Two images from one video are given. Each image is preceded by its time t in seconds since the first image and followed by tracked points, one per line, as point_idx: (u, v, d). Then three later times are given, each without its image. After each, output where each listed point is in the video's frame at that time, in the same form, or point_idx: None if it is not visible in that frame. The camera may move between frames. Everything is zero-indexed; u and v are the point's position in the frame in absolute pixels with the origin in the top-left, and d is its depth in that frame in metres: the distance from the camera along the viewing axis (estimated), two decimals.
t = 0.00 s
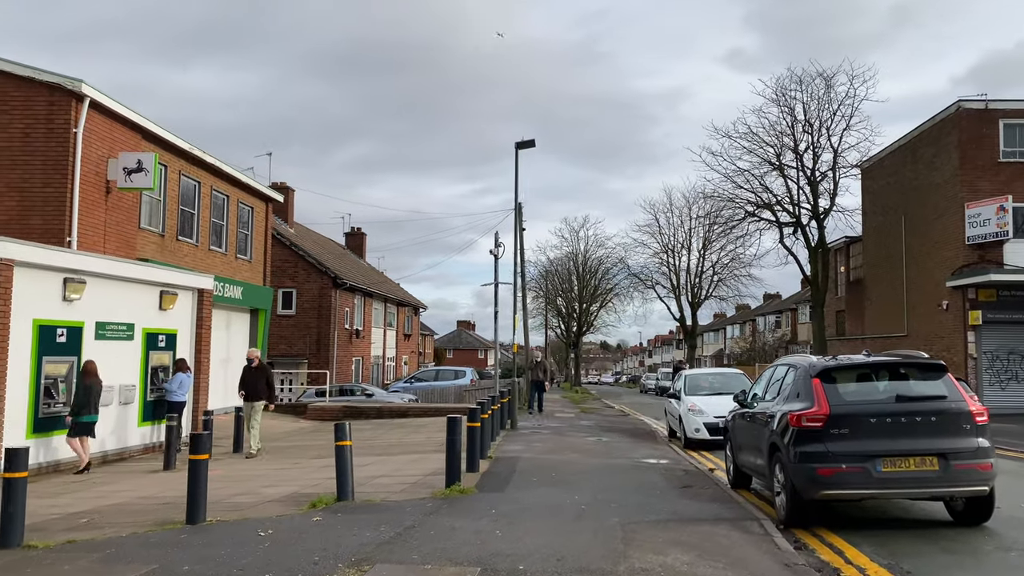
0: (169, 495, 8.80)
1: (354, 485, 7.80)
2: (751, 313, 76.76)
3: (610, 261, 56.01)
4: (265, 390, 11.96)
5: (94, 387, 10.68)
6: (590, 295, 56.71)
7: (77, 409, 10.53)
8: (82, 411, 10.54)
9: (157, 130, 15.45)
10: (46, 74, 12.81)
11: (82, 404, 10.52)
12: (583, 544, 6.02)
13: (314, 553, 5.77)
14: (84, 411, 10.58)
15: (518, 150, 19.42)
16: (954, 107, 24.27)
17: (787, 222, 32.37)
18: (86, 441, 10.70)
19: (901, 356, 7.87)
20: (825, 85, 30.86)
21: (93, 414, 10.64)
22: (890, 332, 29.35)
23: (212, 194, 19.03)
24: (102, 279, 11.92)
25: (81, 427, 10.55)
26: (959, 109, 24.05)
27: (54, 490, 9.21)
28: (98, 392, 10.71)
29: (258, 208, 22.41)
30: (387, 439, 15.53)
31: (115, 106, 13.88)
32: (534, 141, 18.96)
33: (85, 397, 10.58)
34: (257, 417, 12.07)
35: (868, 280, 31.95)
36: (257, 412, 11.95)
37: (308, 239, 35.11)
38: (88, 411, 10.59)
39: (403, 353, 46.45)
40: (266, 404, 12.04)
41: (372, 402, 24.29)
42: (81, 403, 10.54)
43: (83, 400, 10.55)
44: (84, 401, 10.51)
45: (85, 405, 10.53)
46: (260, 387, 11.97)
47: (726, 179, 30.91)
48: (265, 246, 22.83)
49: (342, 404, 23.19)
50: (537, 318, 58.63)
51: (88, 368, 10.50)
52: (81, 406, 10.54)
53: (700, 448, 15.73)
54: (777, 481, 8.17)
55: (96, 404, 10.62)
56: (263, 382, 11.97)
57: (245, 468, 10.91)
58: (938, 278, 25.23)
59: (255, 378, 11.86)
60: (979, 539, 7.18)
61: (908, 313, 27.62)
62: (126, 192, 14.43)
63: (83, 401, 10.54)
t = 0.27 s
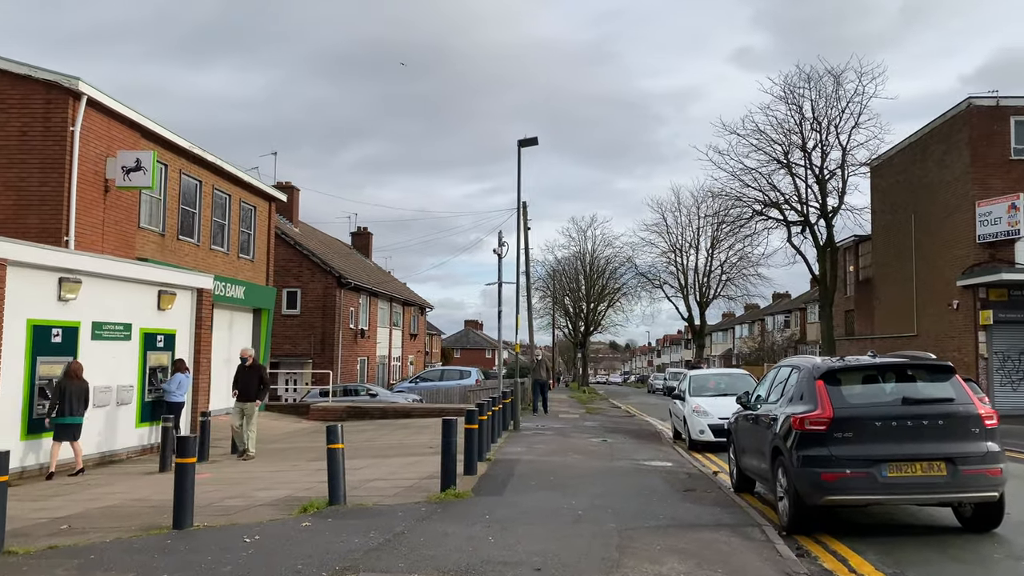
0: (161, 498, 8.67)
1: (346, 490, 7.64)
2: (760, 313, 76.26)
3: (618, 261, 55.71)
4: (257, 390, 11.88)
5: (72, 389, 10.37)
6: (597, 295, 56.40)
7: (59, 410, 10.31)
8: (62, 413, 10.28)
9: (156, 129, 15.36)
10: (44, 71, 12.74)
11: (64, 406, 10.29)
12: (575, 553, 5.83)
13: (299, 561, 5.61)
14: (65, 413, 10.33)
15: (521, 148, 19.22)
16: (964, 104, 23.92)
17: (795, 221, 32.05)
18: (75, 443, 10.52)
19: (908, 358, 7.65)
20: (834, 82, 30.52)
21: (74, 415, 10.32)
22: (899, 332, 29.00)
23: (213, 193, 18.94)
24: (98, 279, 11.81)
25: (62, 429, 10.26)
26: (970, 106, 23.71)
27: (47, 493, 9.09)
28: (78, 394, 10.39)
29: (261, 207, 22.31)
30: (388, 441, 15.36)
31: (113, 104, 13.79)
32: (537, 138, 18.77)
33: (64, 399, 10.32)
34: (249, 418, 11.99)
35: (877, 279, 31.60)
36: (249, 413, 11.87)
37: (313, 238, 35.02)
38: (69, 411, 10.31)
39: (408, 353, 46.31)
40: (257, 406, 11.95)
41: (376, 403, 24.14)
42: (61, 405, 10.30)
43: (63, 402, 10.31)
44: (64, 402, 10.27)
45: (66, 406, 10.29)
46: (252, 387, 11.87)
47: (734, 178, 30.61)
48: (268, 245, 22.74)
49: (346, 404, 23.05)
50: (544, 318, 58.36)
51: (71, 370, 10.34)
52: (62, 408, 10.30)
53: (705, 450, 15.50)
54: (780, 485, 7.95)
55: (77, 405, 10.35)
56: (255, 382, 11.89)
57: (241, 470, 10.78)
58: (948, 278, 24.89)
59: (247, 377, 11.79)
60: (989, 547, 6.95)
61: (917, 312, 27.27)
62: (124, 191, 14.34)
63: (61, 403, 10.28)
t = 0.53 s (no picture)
0: (152, 502, 8.54)
1: (338, 495, 7.49)
2: (768, 313, 75.88)
3: (625, 260, 55.43)
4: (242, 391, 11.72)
5: (54, 391, 10.14)
6: (604, 295, 56.12)
7: (42, 412, 10.13)
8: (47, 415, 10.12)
9: (155, 128, 15.26)
10: (40, 70, 12.67)
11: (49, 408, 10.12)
12: (567, 564, 5.64)
13: (281, 570, 5.45)
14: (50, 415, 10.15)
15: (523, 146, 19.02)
16: (973, 101, 23.61)
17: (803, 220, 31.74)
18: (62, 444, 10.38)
19: (916, 361, 7.42)
20: (841, 80, 30.20)
21: (58, 418, 10.16)
22: (908, 332, 28.70)
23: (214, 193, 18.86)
24: (93, 279, 11.70)
25: (47, 431, 10.13)
26: (979, 104, 23.40)
27: (38, 497, 8.99)
28: (61, 396, 10.18)
29: (263, 207, 22.19)
30: (388, 443, 15.19)
31: (111, 103, 13.70)
32: (540, 135, 18.55)
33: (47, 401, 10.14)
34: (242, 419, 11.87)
35: (885, 279, 31.28)
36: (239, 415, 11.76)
37: (317, 237, 34.92)
38: (53, 413, 10.14)
39: (414, 353, 46.17)
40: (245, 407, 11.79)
41: (379, 403, 24.03)
42: (43, 406, 10.13)
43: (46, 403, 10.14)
44: (48, 403, 10.12)
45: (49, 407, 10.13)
46: (238, 387, 11.71)
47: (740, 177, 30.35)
48: (271, 245, 22.63)
49: (348, 405, 22.94)
50: (551, 318, 58.11)
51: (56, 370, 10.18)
52: (45, 410, 10.14)
53: (710, 453, 15.28)
54: (783, 491, 7.74)
55: (62, 406, 10.19)
56: (241, 383, 11.71)
57: (237, 474, 10.64)
58: (957, 277, 24.57)
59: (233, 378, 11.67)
60: (999, 556, 6.72)
61: (926, 312, 26.95)
62: (123, 190, 14.23)
63: (45, 405, 10.12)
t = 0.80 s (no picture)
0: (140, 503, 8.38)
1: (327, 496, 7.31)
2: (774, 313, 75.53)
3: (629, 259, 55.17)
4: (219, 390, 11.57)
5: (40, 389, 9.99)
6: (608, 294, 55.89)
7: (29, 411, 10.00)
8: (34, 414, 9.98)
9: (151, 124, 15.10)
10: (33, 65, 12.53)
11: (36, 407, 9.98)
12: (557, 568, 5.45)
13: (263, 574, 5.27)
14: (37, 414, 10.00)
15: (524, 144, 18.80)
16: (981, 97, 23.35)
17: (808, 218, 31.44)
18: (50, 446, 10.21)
19: (922, 359, 7.19)
20: (847, 76, 29.89)
21: (45, 417, 9.99)
22: (914, 331, 28.41)
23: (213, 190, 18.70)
24: (86, 277, 11.54)
25: (35, 430, 9.98)
26: (987, 100, 23.15)
27: (25, 497, 8.83)
28: (48, 395, 10.04)
29: (263, 205, 22.05)
30: (386, 443, 15.02)
31: (105, 98, 13.54)
32: (541, 132, 18.32)
33: (34, 400, 10.00)
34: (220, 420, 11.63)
35: (892, 278, 30.96)
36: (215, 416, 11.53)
37: (319, 236, 34.77)
38: (41, 412, 10.00)
39: (417, 353, 46.00)
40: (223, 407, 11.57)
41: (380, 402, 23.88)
42: (31, 406, 10.00)
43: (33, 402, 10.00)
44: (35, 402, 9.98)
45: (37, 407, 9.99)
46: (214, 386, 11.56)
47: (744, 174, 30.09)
48: (271, 243, 22.48)
49: (349, 404, 22.78)
50: (556, 318, 57.90)
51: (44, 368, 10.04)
52: (32, 409, 10.00)
53: (712, 453, 15.06)
54: (785, 493, 7.51)
55: (50, 405, 10.04)
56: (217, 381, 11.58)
57: (230, 474, 10.48)
58: (964, 276, 24.29)
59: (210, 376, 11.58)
60: (1007, 560, 6.49)
61: (933, 311, 26.65)
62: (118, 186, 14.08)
63: (32, 405, 9.99)
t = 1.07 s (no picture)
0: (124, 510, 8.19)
1: (313, 504, 7.11)
2: (778, 313, 75.24)
3: (632, 259, 54.91)
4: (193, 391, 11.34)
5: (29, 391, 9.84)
6: (611, 294, 55.67)
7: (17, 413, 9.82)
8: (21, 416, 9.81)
9: (146, 122, 14.94)
10: (22, 62, 12.36)
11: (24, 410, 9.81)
12: None
13: None
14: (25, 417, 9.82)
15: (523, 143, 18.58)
16: (986, 96, 23.15)
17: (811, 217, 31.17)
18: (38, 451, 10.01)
19: (926, 364, 6.97)
20: (851, 75, 29.61)
21: (32, 420, 9.81)
22: (919, 332, 28.13)
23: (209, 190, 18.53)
24: (75, 277, 11.37)
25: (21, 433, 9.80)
26: (992, 98, 22.93)
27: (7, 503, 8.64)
28: (36, 397, 9.87)
29: (260, 205, 21.88)
30: (382, 446, 14.82)
31: (97, 97, 13.38)
32: (539, 131, 18.07)
33: (22, 402, 9.84)
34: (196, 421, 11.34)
35: (896, 278, 30.68)
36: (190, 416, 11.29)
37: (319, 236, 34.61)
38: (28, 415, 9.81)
39: (418, 353, 45.80)
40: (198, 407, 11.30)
41: (378, 404, 23.69)
42: (19, 408, 9.84)
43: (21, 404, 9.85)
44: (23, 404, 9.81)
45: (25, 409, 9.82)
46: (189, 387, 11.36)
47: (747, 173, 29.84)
48: (268, 243, 22.31)
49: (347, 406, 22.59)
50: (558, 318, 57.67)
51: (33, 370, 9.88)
52: (20, 411, 9.83)
53: (713, 457, 14.82)
54: (785, 502, 7.28)
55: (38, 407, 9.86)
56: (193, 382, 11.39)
57: (220, 479, 10.28)
58: (969, 276, 24.00)
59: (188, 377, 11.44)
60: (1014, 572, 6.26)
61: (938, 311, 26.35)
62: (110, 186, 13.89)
63: (20, 407, 9.83)
